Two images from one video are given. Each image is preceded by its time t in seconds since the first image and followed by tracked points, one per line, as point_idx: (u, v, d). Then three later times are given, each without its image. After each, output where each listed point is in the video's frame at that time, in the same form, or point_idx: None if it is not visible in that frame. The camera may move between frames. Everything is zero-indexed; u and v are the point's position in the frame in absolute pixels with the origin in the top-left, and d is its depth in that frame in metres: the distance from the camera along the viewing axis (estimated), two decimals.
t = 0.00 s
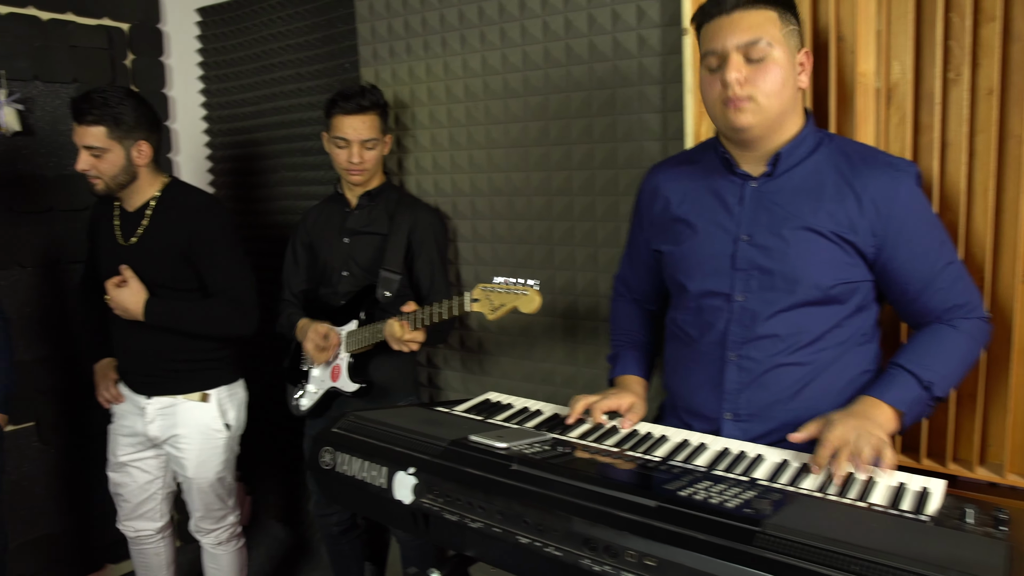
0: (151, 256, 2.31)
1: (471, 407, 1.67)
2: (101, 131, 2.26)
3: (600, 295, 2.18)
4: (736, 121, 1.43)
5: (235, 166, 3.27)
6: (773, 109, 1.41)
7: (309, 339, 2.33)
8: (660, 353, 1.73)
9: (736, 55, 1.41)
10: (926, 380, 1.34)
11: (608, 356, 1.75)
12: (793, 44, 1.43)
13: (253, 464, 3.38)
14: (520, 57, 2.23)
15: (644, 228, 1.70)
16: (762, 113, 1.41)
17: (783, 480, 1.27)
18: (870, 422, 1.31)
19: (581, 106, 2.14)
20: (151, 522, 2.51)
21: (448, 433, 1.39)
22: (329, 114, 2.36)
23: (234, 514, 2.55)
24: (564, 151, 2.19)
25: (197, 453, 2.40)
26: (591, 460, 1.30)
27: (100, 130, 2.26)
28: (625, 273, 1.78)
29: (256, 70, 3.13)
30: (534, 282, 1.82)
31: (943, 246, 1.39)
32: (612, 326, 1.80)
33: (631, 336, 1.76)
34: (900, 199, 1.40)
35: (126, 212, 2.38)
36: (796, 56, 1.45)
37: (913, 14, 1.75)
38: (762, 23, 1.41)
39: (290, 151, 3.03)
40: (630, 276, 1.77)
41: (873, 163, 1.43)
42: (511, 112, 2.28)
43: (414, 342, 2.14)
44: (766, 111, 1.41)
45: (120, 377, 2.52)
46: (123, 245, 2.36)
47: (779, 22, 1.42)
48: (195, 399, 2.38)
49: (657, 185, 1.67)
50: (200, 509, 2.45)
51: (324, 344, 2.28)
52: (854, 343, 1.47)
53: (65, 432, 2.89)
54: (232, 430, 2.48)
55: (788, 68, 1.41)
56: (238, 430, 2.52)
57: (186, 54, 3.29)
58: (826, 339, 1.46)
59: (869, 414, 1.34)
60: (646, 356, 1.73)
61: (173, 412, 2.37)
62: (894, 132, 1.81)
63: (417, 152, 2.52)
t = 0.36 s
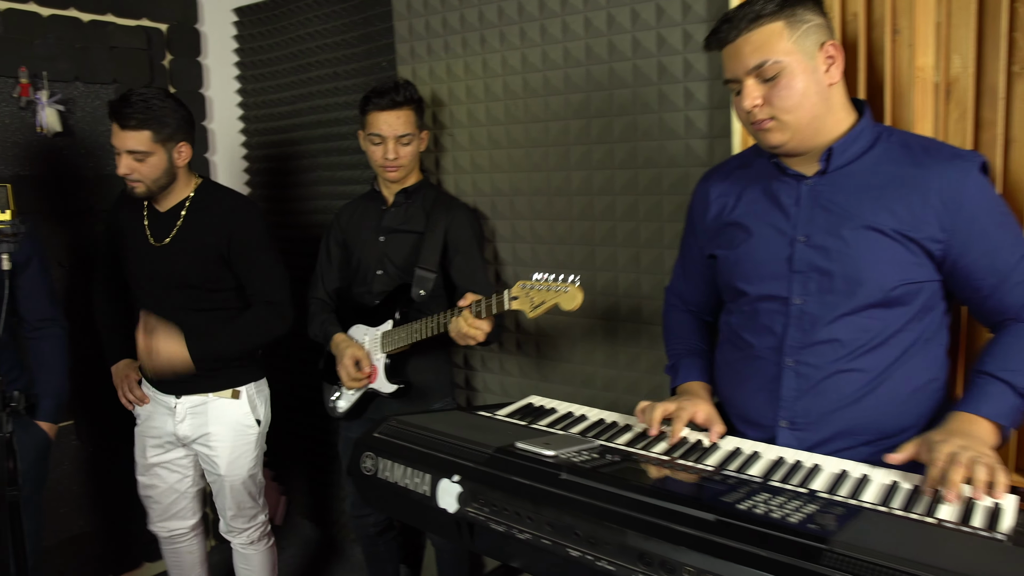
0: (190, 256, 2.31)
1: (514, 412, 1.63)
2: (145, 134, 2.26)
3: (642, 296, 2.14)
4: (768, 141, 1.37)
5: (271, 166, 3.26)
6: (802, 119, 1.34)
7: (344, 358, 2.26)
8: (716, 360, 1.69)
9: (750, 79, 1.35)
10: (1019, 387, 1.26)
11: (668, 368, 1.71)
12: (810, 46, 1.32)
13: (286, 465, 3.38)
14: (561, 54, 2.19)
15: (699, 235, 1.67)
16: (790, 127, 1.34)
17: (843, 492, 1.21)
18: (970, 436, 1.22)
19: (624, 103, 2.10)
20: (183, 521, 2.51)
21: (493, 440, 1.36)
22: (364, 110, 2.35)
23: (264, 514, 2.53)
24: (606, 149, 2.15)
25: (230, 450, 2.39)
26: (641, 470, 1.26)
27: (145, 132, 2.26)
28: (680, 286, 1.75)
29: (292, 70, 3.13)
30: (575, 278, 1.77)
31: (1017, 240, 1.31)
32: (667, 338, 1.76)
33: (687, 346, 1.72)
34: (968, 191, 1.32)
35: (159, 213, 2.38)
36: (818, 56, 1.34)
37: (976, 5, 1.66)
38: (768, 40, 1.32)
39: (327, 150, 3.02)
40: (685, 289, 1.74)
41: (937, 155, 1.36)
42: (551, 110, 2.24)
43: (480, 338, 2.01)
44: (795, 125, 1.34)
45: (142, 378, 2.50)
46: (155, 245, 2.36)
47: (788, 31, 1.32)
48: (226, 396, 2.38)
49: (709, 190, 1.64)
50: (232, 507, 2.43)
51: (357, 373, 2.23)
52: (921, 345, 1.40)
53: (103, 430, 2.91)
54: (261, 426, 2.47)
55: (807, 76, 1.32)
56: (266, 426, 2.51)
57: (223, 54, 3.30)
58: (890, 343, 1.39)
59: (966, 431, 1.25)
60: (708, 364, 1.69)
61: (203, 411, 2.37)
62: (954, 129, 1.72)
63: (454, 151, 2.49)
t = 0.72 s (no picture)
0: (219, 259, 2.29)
1: (550, 420, 1.58)
2: (166, 143, 2.21)
3: (677, 300, 2.08)
4: (823, 135, 1.30)
5: (298, 167, 3.24)
6: (862, 115, 1.27)
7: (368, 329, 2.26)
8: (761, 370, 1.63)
9: (809, 69, 1.28)
10: None
11: (709, 378, 1.64)
12: (877, 38, 1.26)
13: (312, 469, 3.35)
14: (595, 52, 2.14)
15: (743, 238, 1.60)
16: (849, 122, 1.27)
17: (901, 511, 1.13)
18: None
19: (661, 101, 2.04)
20: (205, 514, 2.50)
21: (531, 451, 1.31)
22: (386, 113, 2.29)
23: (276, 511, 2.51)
24: (642, 149, 2.09)
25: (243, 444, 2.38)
26: (686, 485, 1.20)
27: (164, 140, 2.21)
28: (721, 290, 1.69)
29: (319, 70, 3.10)
30: (624, 281, 1.68)
31: None
32: (706, 345, 1.69)
33: (731, 355, 1.65)
34: None
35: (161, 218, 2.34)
36: (886, 49, 1.27)
37: None
38: (833, 28, 1.26)
39: (355, 151, 2.98)
40: (726, 293, 1.68)
41: (1002, 156, 1.29)
42: (585, 109, 2.18)
43: (520, 342, 1.96)
44: (854, 120, 1.27)
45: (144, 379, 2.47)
46: (163, 250, 2.32)
47: (856, 20, 1.26)
48: (235, 391, 2.38)
49: (755, 193, 1.57)
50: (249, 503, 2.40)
51: (385, 320, 2.21)
52: (985, 357, 1.32)
53: (131, 432, 2.90)
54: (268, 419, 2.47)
55: (872, 69, 1.25)
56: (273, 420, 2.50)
57: (250, 54, 3.28)
58: (952, 355, 1.32)
59: None
60: (752, 374, 1.62)
61: (214, 406, 2.35)
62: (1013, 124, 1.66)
63: (484, 151, 2.44)
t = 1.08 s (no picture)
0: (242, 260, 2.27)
1: (583, 428, 1.53)
2: (180, 154, 2.19)
3: (709, 304, 2.03)
4: (894, 136, 1.22)
5: (320, 167, 3.21)
6: (940, 115, 1.19)
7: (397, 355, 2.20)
8: (799, 375, 1.57)
9: (886, 64, 1.20)
10: None
11: (743, 383, 1.59)
12: (958, 35, 1.19)
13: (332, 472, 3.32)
14: (626, 50, 2.10)
15: (786, 235, 1.55)
16: (926, 122, 1.20)
17: (958, 528, 1.07)
18: None
19: (694, 100, 2.00)
20: (223, 517, 2.48)
21: (568, 461, 1.27)
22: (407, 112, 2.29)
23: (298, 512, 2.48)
24: (673, 149, 2.05)
25: (265, 444, 2.35)
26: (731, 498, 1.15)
27: (180, 152, 2.19)
28: (759, 288, 1.64)
29: (342, 69, 3.07)
30: (666, 285, 1.65)
31: None
32: (740, 346, 1.64)
33: (767, 359, 1.59)
34: None
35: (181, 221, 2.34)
36: (965, 48, 1.20)
37: None
38: (915, 21, 1.18)
39: (378, 151, 2.95)
40: (764, 293, 1.63)
41: None
42: (615, 109, 2.14)
43: (556, 348, 1.93)
44: (932, 120, 1.20)
45: (163, 380, 2.42)
46: (186, 252, 2.33)
47: (938, 14, 1.18)
48: (257, 392, 2.35)
49: (802, 189, 1.52)
50: (272, 503, 2.36)
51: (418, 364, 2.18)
52: None
53: (152, 434, 2.88)
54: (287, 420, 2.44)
55: (953, 67, 1.18)
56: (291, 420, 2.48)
57: (272, 53, 3.26)
58: (1011, 365, 1.27)
59: None
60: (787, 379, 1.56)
61: (235, 407, 2.33)
62: None
63: (510, 151, 2.41)
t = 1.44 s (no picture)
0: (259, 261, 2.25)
1: (607, 431, 1.51)
2: (209, 160, 2.17)
3: (733, 306, 2.00)
4: (941, 116, 1.20)
5: (335, 164, 3.20)
6: (993, 99, 1.16)
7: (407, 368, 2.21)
8: (824, 373, 1.53)
9: (940, 41, 1.17)
10: None
11: (765, 378, 1.54)
12: (1017, 17, 1.15)
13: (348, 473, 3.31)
14: (649, 48, 2.09)
15: (814, 224, 1.52)
16: (978, 104, 1.17)
17: (1003, 537, 1.02)
18: None
19: (719, 98, 1.97)
20: (245, 521, 2.46)
21: (597, 466, 1.24)
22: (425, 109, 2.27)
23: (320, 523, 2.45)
24: (696, 149, 2.02)
25: (286, 450, 2.32)
26: (765, 505, 1.11)
27: (208, 160, 2.17)
28: (784, 281, 1.59)
29: (359, 67, 3.05)
30: (697, 288, 1.64)
31: None
32: (759, 340, 1.58)
33: (790, 354, 1.54)
34: None
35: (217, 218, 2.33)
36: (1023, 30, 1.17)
37: None
38: None
39: (395, 150, 2.93)
40: (790, 284, 1.58)
41: None
42: (638, 107, 2.13)
43: (580, 349, 1.90)
44: (982, 103, 1.16)
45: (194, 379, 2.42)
46: (218, 247, 2.32)
47: None
48: (282, 395, 2.32)
49: (836, 180, 1.49)
50: (289, 511, 2.34)
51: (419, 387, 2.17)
52: None
53: (168, 436, 2.87)
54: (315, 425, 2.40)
55: (1010, 50, 1.15)
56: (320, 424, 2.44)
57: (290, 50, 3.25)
58: None
59: None
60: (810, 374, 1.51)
61: (259, 410, 2.30)
62: None
63: (530, 150, 2.40)
